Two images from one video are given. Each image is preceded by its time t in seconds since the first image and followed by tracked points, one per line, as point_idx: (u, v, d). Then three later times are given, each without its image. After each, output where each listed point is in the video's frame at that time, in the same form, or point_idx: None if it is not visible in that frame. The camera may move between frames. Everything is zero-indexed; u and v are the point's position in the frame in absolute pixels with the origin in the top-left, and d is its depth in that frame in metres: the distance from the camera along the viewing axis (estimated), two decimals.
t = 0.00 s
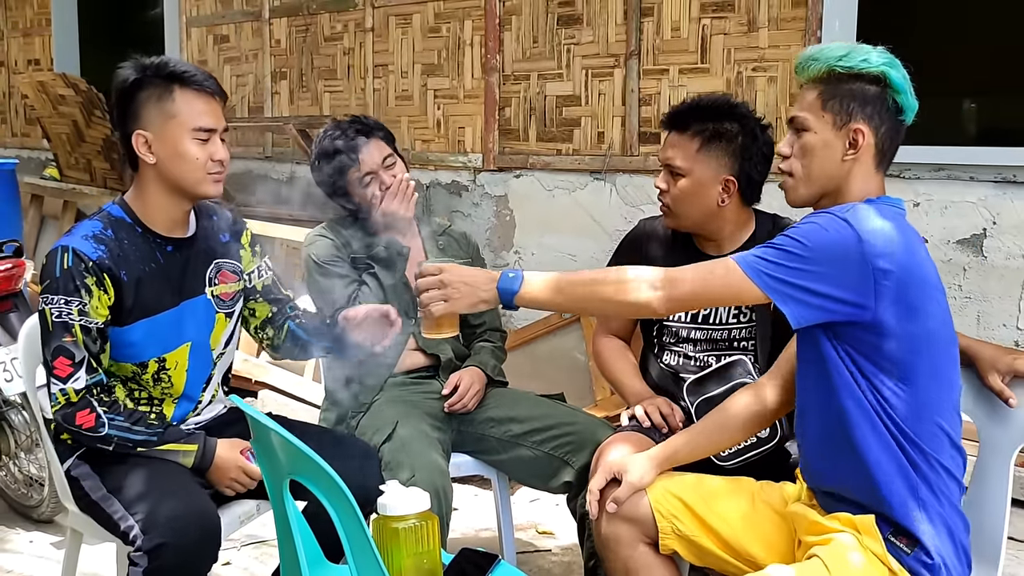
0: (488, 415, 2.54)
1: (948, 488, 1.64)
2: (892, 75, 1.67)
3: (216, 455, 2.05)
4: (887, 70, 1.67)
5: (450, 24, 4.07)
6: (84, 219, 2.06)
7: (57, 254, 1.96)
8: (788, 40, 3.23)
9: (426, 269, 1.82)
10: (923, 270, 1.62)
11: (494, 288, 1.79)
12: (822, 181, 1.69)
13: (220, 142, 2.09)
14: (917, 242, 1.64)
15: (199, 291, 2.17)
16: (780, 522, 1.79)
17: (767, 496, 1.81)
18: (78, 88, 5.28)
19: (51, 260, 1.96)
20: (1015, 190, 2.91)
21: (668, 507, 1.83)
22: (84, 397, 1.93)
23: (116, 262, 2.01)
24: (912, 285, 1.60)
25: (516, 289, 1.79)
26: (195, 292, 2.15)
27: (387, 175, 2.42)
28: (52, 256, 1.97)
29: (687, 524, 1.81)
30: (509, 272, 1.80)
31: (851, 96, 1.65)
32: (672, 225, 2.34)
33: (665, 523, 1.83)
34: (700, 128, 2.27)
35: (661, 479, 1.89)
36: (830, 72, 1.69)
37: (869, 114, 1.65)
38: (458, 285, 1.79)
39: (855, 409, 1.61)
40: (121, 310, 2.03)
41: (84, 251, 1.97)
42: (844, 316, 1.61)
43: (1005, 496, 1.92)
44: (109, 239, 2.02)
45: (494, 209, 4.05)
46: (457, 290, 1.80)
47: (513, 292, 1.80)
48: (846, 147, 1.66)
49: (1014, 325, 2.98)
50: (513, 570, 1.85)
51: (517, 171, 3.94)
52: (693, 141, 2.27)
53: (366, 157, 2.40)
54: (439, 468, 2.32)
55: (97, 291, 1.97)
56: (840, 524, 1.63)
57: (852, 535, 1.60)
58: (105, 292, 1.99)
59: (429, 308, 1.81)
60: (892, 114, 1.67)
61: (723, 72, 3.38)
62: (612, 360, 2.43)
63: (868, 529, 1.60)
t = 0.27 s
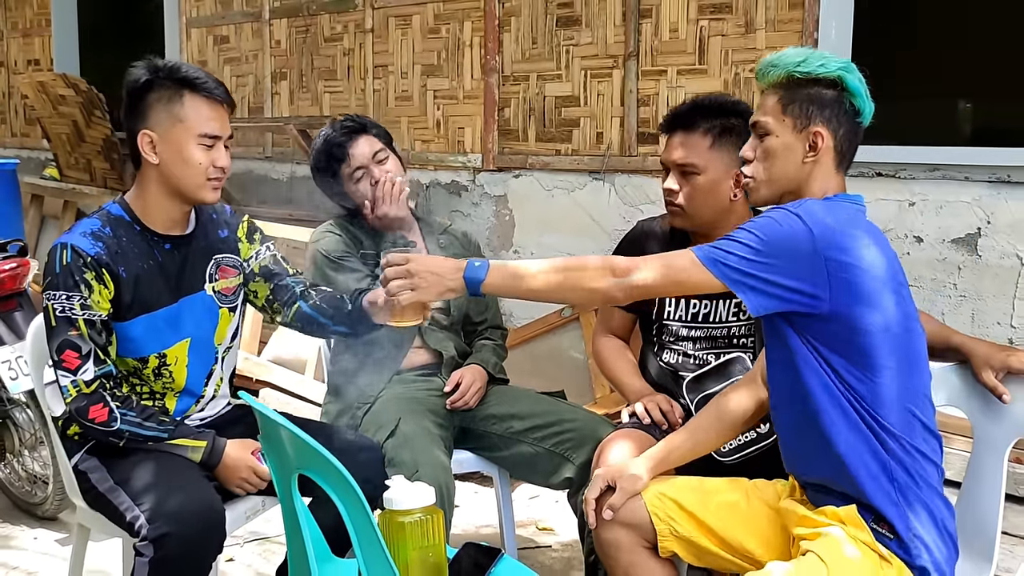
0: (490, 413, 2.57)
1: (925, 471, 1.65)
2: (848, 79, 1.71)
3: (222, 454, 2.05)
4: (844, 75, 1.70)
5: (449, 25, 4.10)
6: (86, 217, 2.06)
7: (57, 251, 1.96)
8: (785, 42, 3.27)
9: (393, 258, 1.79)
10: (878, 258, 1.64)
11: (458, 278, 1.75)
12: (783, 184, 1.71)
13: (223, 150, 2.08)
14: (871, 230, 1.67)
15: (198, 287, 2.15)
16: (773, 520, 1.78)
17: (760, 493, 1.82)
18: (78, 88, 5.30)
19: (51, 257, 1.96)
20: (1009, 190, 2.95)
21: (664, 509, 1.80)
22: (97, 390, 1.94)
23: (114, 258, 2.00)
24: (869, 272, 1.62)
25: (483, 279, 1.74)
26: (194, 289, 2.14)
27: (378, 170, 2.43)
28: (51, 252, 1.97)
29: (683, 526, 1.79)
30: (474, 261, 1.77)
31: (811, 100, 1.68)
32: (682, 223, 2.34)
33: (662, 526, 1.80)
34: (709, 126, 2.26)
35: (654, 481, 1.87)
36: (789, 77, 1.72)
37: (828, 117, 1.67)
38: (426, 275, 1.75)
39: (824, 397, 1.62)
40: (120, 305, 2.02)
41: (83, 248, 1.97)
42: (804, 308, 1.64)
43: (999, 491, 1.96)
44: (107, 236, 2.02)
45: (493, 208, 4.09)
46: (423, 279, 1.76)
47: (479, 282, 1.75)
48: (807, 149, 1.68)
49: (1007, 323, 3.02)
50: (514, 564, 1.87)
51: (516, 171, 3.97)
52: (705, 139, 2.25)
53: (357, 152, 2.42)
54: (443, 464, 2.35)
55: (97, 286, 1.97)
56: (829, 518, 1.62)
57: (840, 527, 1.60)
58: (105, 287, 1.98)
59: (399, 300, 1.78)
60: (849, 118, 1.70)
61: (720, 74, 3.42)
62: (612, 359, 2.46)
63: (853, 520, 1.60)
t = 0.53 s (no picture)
0: (492, 412, 2.59)
1: (912, 461, 1.66)
2: (820, 84, 1.73)
3: (229, 454, 2.08)
4: (817, 79, 1.73)
5: (449, 27, 4.13)
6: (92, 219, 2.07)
7: (65, 252, 1.98)
8: (783, 44, 3.30)
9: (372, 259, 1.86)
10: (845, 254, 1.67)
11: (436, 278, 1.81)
12: (760, 186, 1.74)
13: (231, 155, 2.12)
14: (836, 225, 1.69)
15: (203, 288, 2.17)
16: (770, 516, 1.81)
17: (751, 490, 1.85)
18: (78, 89, 5.31)
19: (59, 258, 1.98)
20: (1004, 191, 2.99)
21: (663, 507, 1.82)
22: (106, 389, 1.96)
23: (123, 259, 2.02)
24: (835, 269, 1.65)
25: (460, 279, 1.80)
26: (200, 290, 2.16)
27: (367, 164, 2.64)
28: (59, 254, 1.98)
29: (682, 522, 1.81)
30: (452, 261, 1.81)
31: (785, 105, 1.71)
32: (682, 225, 2.36)
33: (662, 522, 1.82)
34: (706, 129, 2.28)
35: (651, 481, 1.90)
36: (764, 82, 1.74)
37: (802, 121, 1.70)
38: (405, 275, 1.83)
39: (801, 394, 1.65)
40: (128, 306, 2.04)
41: (92, 249, 1.99)
42: (774, 307, 1.67)
43: (995, 488, 1.99)
44: (115, 237, 2.03)
45: (493, 209, 4.12)
46: (403, 279, 1.84)
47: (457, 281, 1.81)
48: (781, 152, 1.71)
49: (1003, 322, 3.06)
50: (518, 560, 1.89)
51: (516, 172, 4.00)
52: (703, 141, 2.27)
53: (361, 142, 2.64)
54: (446, 463, 2.38)
55: (106, 286, 1.99)
56: (821, 511, 1.64)
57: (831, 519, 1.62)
58: (113, 288, 2.00)
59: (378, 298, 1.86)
60: (823, 120, 1.73)
61: (718, 75, 3.45)
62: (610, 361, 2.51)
63: (843, 510, 1.62)
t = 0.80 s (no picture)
0: (495, 414, 2.61)
1: (915, 462, 1.67)
2: (823, 87, 1.71)
3: (238, 457, 2.10)
4: (820, 83, 1.71)
5: (449, 30, 4.15)
6: (102, 224, 2.09)
7: (77, 256, 1.99)
8: (782, 47, 3.33)
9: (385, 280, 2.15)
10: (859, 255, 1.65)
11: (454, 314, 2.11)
12: (766, 191, 1.74)
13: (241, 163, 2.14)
14: (849, 234, 1.68)
15: (210, 292, 2.19)
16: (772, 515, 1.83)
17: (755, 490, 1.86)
18: (78, 91, 5.32)
19: (71, 262, 1.99)
20: (1001, 194, 3.02)
21: (667, 508, 1.84)
22: (118, 392, 1.97)
23: (133, 263, 2.04)
24: (847, 270, 1.64)
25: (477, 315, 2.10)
26: (207, 295, 2.18)
27: (385, 171, 2.68)
28: (71, 258, 2.00)
29: (685, 523, 1.83)
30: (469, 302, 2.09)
31: (788, 110, 1.70)
32: (677, 230, 2.37)
33: (664, 522, 1.83)
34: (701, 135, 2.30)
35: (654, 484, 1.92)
36: (766, 88, 1.73)
37: (806, 125, 1.70)
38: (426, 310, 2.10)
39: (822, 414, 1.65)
40: (138, 309, 2.06)
41: (104, 253, 2.01)
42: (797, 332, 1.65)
43: (993, 488, 2.01)
44: (125, 242, 2.05)
45: (494, 211, 4.14)
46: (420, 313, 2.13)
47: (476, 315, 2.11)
48: (787, 156, 1.71)
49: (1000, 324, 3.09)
50: (523, 561, 1.91)
51: (516, 174, 4.03)
52: (697, 148, 2.29)
53: (382, 147, 2.68)
54: (451, 465, 2.40)
55: (118, 291, 2.01)
56: (823, 510, 1.67)
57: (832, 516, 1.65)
58: (124, 292, 2.02)
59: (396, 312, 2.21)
60: (827, 124, 1.72)
61: (718, 79, 3.47)
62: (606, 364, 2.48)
63: (844, 509, 1.65)
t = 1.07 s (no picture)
0: (500, 415, 2.64)
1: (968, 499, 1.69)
2: (887, 90, 1.64)
3: (249, 459, 2.13)
4: (883, 86, 1.65)
5: (452, 33, 4.17)
6: (114, 227, 2.11)
7: (92, 258, 2.02)
8: (783, 50, 3.35)
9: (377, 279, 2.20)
10: (947, 277, 1.59)
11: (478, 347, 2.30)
12: (828, 199, 1.66)
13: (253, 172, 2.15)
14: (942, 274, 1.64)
15: (220, 295, 2.21)
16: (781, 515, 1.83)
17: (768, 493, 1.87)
18: (81, 94, 5.33)
19: (87, 264, 2.01)
20: (1001, 196, 3.04)
21: (677, 504, 1.83)
22: (132, 393, 1.99)
23: (147, 266, 2.07)
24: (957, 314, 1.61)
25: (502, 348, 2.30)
26: (217, 298, 2.20)
27: (391, 177, 2.70)
28: (88, 260, 2.02)
29: (694, 521, 1.82)
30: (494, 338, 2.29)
31: (848, 114, 1.65)
32: (677, 239, 2.31)
33: (673, 520, 1.83)
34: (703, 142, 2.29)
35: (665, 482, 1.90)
36: (827, 91, 1.68)
37: (867, 130, 1.63)
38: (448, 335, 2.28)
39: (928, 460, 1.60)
40: (152, 310, 2.09)
41: (119, 256, 2.03)
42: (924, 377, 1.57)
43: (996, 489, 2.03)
44: (139, 245, 2.07)
45: (496, 213, 4.16)
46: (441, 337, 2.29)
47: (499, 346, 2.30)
48: (848, 163, 1.64)
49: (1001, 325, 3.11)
50: (530, 561, 1.93)
51: (518, 176, 4.05)
52: (698, 157, 2.28)
53: (388, 153, 2.70)
54: (458, 466, 2.42)
55: (134, 293, 2.03)
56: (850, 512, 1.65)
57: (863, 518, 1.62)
58: (140, 293, 2.04)
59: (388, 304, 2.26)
60: (889, 129, 1.65)
61: (719, 81, 3.50)
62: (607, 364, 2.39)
63: (881, 514, 1.61)
